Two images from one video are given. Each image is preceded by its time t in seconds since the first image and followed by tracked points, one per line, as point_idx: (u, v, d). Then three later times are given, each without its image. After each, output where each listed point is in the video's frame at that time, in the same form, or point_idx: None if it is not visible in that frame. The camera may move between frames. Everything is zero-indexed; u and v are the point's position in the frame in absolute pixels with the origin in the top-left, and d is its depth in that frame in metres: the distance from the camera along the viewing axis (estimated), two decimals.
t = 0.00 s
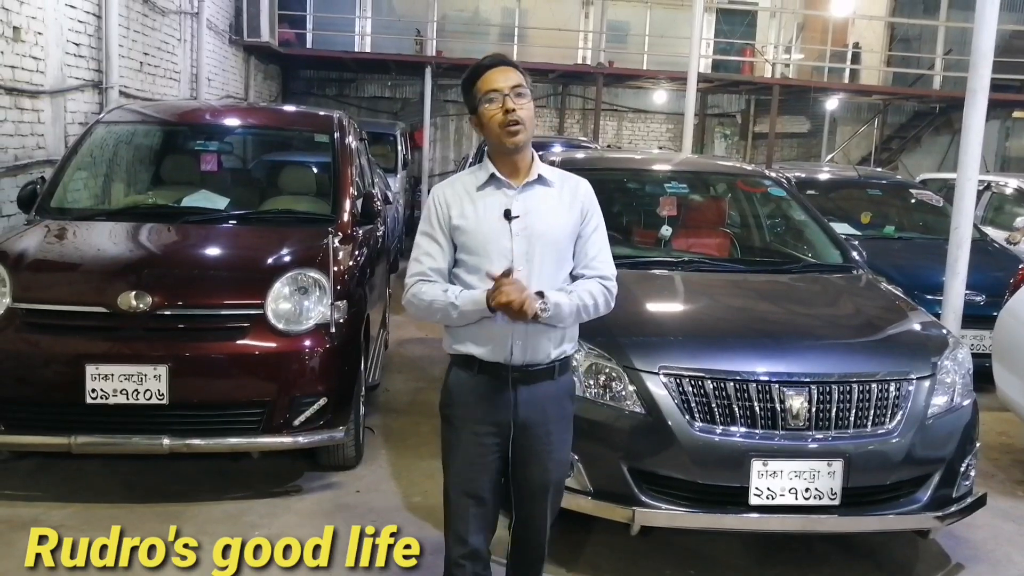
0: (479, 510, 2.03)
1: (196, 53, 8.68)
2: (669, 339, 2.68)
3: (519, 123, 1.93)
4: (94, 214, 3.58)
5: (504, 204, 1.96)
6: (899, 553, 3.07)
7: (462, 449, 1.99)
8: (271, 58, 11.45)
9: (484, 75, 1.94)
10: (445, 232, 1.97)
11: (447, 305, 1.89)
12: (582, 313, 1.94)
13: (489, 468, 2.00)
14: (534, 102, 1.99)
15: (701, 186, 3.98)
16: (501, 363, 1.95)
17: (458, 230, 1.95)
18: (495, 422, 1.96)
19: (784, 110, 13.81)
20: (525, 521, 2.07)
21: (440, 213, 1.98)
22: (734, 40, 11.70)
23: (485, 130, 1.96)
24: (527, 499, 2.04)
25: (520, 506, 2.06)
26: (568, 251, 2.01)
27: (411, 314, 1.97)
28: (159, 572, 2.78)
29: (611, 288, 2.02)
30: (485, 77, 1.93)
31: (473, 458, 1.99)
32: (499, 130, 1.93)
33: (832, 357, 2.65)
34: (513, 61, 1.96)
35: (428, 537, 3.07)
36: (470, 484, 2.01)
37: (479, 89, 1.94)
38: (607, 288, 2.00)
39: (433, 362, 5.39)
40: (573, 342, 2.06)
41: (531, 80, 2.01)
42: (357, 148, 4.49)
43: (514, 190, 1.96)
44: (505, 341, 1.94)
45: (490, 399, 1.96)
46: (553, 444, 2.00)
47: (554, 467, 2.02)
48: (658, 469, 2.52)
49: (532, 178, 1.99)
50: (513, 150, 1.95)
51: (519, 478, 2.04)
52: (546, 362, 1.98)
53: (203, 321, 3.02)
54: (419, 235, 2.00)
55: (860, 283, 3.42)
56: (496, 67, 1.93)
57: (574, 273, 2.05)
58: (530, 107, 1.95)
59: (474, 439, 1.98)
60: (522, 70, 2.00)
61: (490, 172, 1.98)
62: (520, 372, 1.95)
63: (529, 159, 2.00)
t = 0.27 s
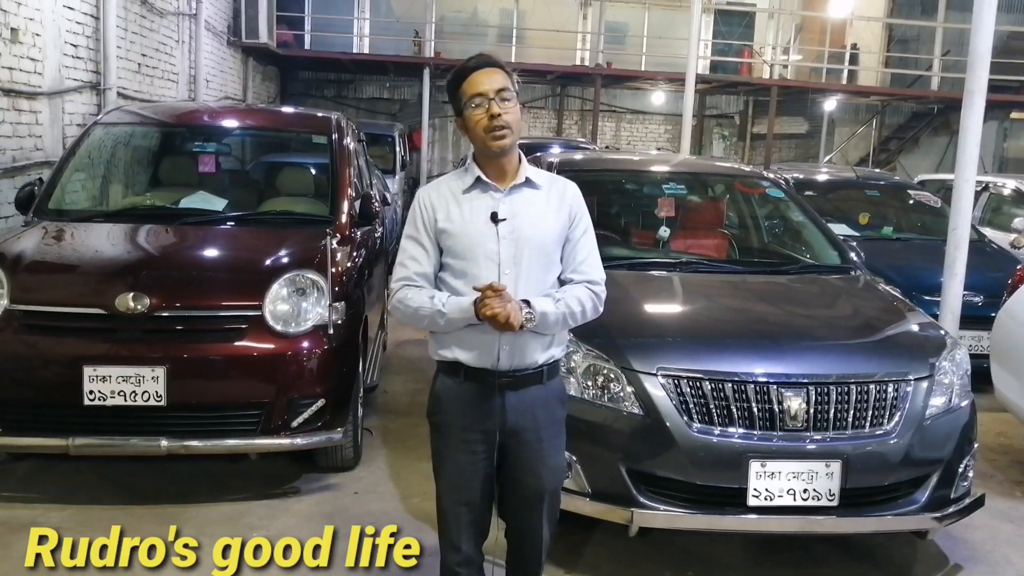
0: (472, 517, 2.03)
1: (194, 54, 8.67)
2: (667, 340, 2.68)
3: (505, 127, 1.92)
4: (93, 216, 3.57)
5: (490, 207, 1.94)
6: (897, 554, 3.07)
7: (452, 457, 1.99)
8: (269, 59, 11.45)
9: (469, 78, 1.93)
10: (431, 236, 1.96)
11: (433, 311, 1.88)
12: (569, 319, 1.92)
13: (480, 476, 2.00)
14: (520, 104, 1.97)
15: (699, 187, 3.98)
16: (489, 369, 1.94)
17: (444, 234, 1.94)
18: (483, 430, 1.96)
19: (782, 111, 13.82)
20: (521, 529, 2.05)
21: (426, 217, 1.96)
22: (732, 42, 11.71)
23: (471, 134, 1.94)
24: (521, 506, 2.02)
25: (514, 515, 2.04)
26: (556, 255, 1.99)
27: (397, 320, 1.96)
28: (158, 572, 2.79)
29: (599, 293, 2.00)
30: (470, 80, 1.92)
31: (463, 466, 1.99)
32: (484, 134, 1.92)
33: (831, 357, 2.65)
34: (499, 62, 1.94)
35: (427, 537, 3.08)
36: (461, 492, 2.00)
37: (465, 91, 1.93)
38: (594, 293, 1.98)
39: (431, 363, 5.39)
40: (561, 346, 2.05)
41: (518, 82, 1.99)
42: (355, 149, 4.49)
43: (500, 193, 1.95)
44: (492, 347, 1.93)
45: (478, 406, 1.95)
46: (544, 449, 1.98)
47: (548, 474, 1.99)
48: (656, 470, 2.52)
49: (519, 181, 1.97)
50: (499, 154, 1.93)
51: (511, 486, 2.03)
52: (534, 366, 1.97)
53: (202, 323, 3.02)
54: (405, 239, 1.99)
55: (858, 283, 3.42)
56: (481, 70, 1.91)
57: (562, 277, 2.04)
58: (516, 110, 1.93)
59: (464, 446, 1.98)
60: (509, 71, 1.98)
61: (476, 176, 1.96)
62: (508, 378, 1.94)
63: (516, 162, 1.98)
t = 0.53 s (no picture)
0: (469, 522, 2.02)
1: (197, 57, 8.69)
2: (669, 343, 2.68)
3: (498, 131, 1.91)
4: (96, 218, 3.58)
5: (482, 212, 1.93)
6: (899, 558, 3.07)
7: (447, 463, 1.99)
8: (271, 61, 11.46)
9: (462, 80, 1.92)
10: (422, 241, 1.95)
11: (424, 318, 1.87)
12: (561, 325, 1.90)
13: (475, 482, 1.99)
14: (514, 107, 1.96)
15: (701, 190, 3.98)
16: (480, 375, 1.94)
17: (435, 239, 1.93)
18: (477, 435, 1.95)
19: (784, 113, 13.82)
20: (521, 537, 2.03)
21: (417, 221, 1.95)
22: (734, 44, 11.71)
23: (464, 137, 1.93)
24: (520, 512, 2.01)
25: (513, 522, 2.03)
26: (548, 261, 1.98)
27: (389, 325, 1.95)
28: (158, 572, 2.80)
29: (591, 299, 1.97)
30: (463, 83, 1.91)
31: (459, 472, 1.98)
32: (477, 137, 1.91)
33: (833, 361, 2.65)
34: (494, 64, 1.93)
35: (427, 538, 3.09)
36: (457, 499, 2.00)
37: (458, 94, 1.92)
38: (586, 300, 1.96)
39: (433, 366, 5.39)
40: (555, 352, 2.03)
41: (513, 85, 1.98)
42: (357, 152, 4.49)
43: (492, 198, 1.94)
44: (484, 353, 1.92)
45: (472, 412, 1.95)
46: (539, 455, 1.96)
47: (545, 480, 1.97)
48: (658, 474, 2.52)
49: (511, 186, 1.96)
50: (491, 159, 1.92)
51: (509, 491, 2.02)
52: (526, 372, 1.95)
53: (204, 325, 3.02)
54: (395, 244, 1.98)
55: (861, 287, 3.41)
56: (475, 72, 1.90)
57: (555, 281, 2.02)
58: (509, 113, 1.92)
59: (459, 453, 1.98)
60: (503, 74, 1.97)
61: (467, 180, 1.95)
62: (500, 384, 1.93)
63: (508, 166, 1.97)
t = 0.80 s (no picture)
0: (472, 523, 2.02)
1: (201, 59, 8.71)
2: (672, 345, 2.68)
3: (495, 134, 1.91)
4: (100, 220, 3.59)
5: (480, 214, 1.93)
6: (903, 560, 3.06)
7: (449, 464, 1.99)
8: (275, 64, 11.49)
9: (458, 82, 1.91)
10: (419, 244, 1.95)
11: (422, 323, 1.87)
12: (561, 327, 1.90)
13: (477, 482, 1.99)
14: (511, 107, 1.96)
15: (704, 192, 3.97)
16: (480, 377, 1.94)
17: (433, 242, 1.93)
18: (477, 435, 1.95)
19: (788, 115, 13.81)
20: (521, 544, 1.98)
21: (415, 225, 1.95)
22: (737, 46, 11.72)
23: (461, 139, 1.93)
24: (521, 515, 1.97)
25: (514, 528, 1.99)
26: (548, 262, 1.97)
27: (389, 328, 1.96)
28: (159, 572, 2.82)
29: (592, 299, 1.97)
30: (459, 85, 1.90)
31: (460, 473, 1.98)
32: (474, 140, 1.90)
33: (837, 363, 2.64)
34: (490, 64, 1.92)
35: (428, 538, 3.11)
36: (459, 499, 2.00)
37: (454, 97, 1.91)
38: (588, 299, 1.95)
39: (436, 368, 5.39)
40: (557, 352, 2.03)
41: (509, 84, 1.97)
42: (361, 154, 4.49)
43: (491, 201, 1.94)
44: (483, 357, 1.92)
45: (473, 413, 1.95)
46: (541, 454, 1.96)
47: (547, 480, 1.95)
48: (662, 476, 2.52)
49: (509, 188, 1.96)
50: (489, 162, 1.92)
51: (510, 493, 2.00)
52: (527, 373, 1.95)
53: (208, 328, 3.03)
54: (394, 247, 1.98)
55: (864, 289, 3.41)
56: (471, 74, 1.89)
57: (556, 282, 2.01)
58: (506, 114, 1.92)
59: (460, 453, 1.98)
60: (500, 74, 1.96)
61: (464, 183, 1.95)
62: (500, 385, 1.93)
63: (506, 167, 1.97)
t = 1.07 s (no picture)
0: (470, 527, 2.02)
1: (200, 63, 8.71)
2: (672, 347, 2.68)
3: (495, 136, 1.89)
4: (100, 223, 3.59)
5: (482, 220, 1.91)
6: (903, 561, 3.06)
7: (447, 470, 1.99)
8: (274, 67, 11.50)
9: (452, 88, 1.89)
10: (421, 248, 1.94)
11: (421, 329, 1.87)
12: (561, 336, 1.88)
13: (475, 488, 1.98)
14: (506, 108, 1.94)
15: (704, 194, 3.97)
16: (478, 384, 1.93)
17: (434, 247, 1.93)
18: (476, 441, 1.94)
19: (787, 116, 13.82)
20: (519, 553, 1.97)
21: (417, 228, 1.95)
22: (736, 48, 11.73)
23: (460, 146, 1.92)
24: (519, 523, 1.97)
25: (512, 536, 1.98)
26: (551, 268, 1.96)
27: (390, 332, 1.96)
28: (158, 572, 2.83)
29: (594, 305, 1.95)
30: (453, 91, 1.88)
31: (459, 479, 1.98)
32: (474, 145, 1.88)
33: (836, 364, 2.65)
34: (480, 67, 1.90)
35: (428, 539, 3.11)
36: (458, 504, 2.00)
37: (449, 104, 1.89)
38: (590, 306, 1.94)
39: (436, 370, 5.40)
40: (558, 358, 2.02)
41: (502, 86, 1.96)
42: (360, 156, 4.49)
43: (493, 206, 1.92)
44: (482, 363, 1.91)
45: (471, 419, 1.94)
46: (539, 461, 1.94)
47: (544, 488, 1.94)
48: (662, 478, 2.52)
49: (513, 192, 1.93)
50: (491, 166, 1.90)
51: (509, 500, 1.99)
52: (525, 380, 1.93)
53: (208, 331, 3.03)
54: (396, 250, 1.98)
55: (864, 290, 3.41)
56: (463, 80, 1.88)
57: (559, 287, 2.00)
58: (503, 116, 1.90)
59: (458, 459, 1.97)
60: (494, 77, 1.94)
61: (467, 189, 1.93)
62: (497, 392, 1.92)
63: (509, 170, 1.95)
